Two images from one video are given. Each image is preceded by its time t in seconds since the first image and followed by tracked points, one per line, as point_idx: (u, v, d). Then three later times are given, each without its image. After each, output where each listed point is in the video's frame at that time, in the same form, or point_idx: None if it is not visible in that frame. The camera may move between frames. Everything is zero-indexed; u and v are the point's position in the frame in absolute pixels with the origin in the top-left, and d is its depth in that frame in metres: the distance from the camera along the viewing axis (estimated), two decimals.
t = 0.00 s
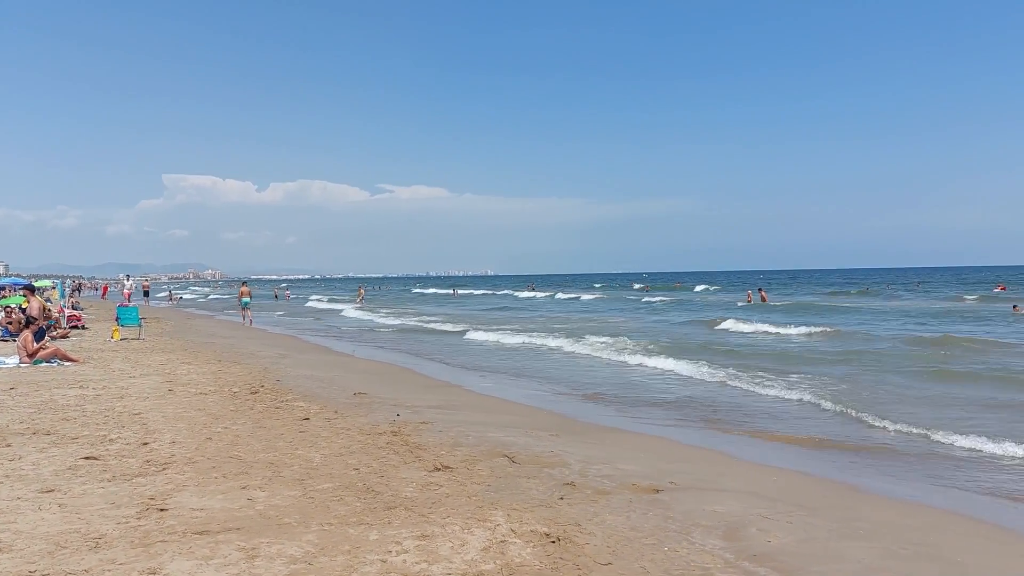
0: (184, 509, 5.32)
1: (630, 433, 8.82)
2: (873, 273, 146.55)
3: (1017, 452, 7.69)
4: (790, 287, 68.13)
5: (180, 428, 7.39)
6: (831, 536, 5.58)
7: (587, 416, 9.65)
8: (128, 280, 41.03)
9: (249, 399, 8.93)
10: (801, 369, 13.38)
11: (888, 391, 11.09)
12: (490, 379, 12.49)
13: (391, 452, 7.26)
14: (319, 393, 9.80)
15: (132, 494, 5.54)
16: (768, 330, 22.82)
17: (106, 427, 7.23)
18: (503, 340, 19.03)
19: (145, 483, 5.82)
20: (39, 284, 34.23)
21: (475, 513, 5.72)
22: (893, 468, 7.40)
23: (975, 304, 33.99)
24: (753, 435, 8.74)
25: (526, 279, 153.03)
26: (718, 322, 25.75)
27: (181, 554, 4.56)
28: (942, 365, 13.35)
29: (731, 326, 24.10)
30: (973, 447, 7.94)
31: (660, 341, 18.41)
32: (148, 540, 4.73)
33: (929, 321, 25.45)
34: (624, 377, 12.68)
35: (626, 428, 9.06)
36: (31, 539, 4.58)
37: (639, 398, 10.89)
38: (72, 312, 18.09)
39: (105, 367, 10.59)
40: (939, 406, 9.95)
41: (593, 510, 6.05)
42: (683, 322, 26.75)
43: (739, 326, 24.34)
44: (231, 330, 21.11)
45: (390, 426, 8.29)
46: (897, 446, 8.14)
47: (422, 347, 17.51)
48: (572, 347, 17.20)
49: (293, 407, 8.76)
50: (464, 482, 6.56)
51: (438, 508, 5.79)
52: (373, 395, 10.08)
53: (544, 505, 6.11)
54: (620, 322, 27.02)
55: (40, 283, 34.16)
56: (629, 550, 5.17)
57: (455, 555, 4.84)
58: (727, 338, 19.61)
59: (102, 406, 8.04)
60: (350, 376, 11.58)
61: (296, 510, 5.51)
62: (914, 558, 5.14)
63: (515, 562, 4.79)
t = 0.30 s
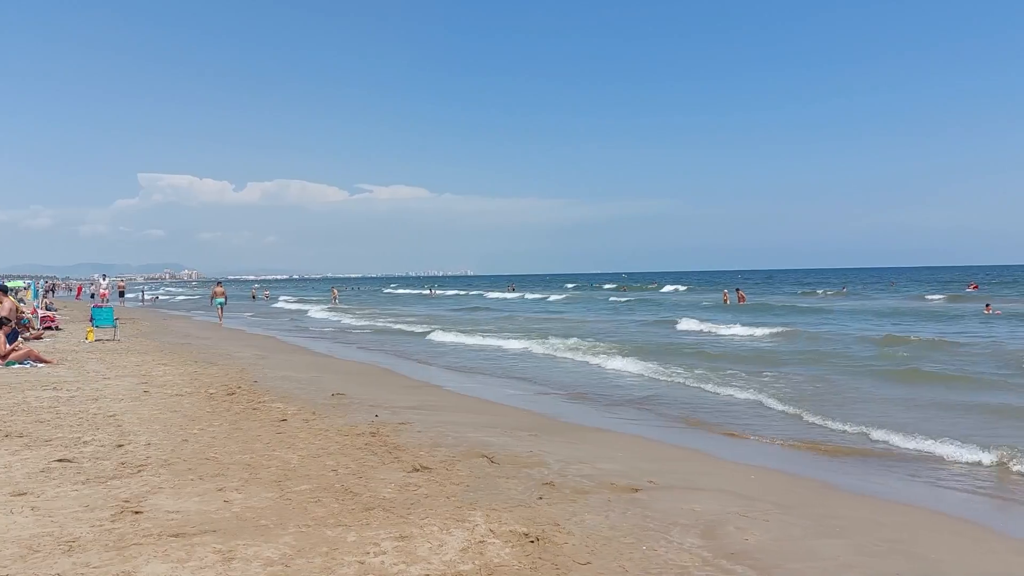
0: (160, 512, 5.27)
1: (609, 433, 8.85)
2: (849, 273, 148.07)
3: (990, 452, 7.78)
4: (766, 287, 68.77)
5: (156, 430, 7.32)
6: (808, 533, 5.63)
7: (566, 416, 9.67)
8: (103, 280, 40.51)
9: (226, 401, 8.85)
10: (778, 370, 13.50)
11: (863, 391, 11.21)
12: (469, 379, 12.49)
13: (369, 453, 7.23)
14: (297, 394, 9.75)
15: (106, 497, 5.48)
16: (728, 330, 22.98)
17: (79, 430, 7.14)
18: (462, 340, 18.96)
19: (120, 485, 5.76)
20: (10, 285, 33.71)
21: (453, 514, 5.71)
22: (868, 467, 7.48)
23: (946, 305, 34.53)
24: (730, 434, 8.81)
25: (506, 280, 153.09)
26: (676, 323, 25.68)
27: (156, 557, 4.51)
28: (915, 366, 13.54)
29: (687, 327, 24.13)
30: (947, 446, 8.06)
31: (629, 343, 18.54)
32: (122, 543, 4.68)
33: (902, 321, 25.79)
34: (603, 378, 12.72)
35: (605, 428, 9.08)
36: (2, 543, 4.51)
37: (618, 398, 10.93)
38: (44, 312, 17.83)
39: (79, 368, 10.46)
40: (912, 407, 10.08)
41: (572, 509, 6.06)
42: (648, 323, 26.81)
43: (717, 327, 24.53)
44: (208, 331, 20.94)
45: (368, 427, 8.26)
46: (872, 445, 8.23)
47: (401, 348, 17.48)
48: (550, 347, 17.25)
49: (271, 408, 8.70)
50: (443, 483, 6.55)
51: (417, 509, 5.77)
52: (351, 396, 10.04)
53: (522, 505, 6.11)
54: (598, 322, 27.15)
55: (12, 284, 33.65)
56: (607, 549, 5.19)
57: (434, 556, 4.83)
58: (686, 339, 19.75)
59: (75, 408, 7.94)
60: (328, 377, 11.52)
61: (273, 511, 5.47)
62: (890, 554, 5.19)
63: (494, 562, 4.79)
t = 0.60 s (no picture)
0: (134, 515, 5.21)
1: (588, 432, 8.86)
2: (825, 273, 149.54)
3: (963, 450, 7.86)
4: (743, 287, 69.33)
5: (130, 432, 7.24)
6: (785, 530, 5.68)
7: (545, 416, 9.68)
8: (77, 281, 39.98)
9: (202, 403, 8.76)
10: (755, 370, 13.60)
11: (838, 391, 11.32)
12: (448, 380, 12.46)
13: (348, 454, 7.19)
14: (274, 396, 9.68)
15: (79, 500, 5.41)
16: (690, 330, 22.72)
17: (53, 432, 7.04)
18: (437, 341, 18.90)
19: (94, 488, 5.68)
20: None
21: (432, 515, 5.69)
22: (844, 464, 7.56)
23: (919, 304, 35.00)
24: (707, 433, 8.86)
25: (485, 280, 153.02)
26: (632, 324, 25.83)
27: (131, 561, 4.46)
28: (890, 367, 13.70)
29: (642, 328, 24.29)
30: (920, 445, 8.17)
31: (608, 344, 18.61)
32: (95, 547, 4.62)
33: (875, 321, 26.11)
34: (581, 378, 12.75)
35: (584, 428, 9.10)
36: None
37: (597, 398, 10.95)
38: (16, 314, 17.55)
39: (52, 370, 10.30)
40: (887, 407, 10.20)
41: (551, 509, 6.07)
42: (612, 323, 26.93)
43: (693, 327, 24.69)
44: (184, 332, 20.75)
45: (347, 428, 8.22)
46: (848, 443, 8.32)
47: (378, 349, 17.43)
48: (528, 347, 17.29)
49: (248, 409, 8.64)
50: (422, 484, 6.53)
51: (395, 510, 5.75)
52: (329, 397, 9.99)
53: (501, 505, 6.10)
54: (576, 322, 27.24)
55: None
56: (586, 548, 5.20)
57: (412, 557, 4.81)
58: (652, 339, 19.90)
59: (48, 410, 7.82)
60: (307, 378, 11.45)
61: (250, 514, 5.43)
62: (866, 551, 5.24)
63: (473, 563, 4.79)
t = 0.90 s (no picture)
0: (112, 518, 5.16)
1: (571, 431, 8.87)
2: (806, 272, 150.66)
3: (938, 450, 7.94)
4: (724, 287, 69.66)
5: (109, 434, 7.17)
6: (766, 528, 5.71)
7: (528, 416, 9.67)
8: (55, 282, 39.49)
9: (181, 404, 8.69)
10: (736, 369, 13.67)
11: (819, 392, 11.37)
12: (430, 380, 12.44)
13: (328, 455, 7.16)
14: (255, 397, 9.61)
15: (56, 503, 5.35)
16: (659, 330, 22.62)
17: (29, 435, 6.96)
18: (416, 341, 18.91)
19: (71, 491, 5.63)
20: None
21: (414, 515, 5.68)
22: (824, 462, 7.60)
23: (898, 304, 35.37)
24: (689, 433, 8.90)
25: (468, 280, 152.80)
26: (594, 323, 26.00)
27: (109, 563, 4.42)
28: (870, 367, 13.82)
29: (602, 326, 24.40)
30: (899, 445, 8.24)
31: (588, 344, 18.66)
32: (72, 550, 4.57)
33: (855, 320, 26.32)
34: (563, 378, 12.76)
35: (566, 427, 9.10)
36: None
37: (580, 399, 10.95)
38: None
39: (28, 372, 10.17)
40: (867, 406, 10.28)
41: (533, 509, 6.07)
42: (583, 322, 27.07)
43: (675, 326, 24.80)
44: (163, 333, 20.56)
45: (328, 429, 8.18)
46: (828, 442, 8.38)
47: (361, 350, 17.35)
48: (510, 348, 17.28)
49: (228, 411, 8.57)
50: (403, 484, 6.51)
51: (376, 511, 5.73)
52: (311, 398, 9.93)
53: (483, 505, 6.10)
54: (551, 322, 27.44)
55: None
56: (568, 548, 5.20)
57: (394, 558, 4.80)
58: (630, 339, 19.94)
59: (25, 412, 7.73)
60: (288, 379, 11.38)
61: (230, 516, 5.39)
62: (845, 548, 5.29)
63: (454, 563, 4.78)
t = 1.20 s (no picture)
0: (90, 522, 5.10)
1: (554, 432, 8.88)
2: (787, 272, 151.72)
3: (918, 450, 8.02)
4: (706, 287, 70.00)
5: (86, 438, 7.09)
6: (747, 527, 5.74)
7: (511, 417, 9.67)
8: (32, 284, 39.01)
9: (161, 407, 8.62)
10: (718, 369, 13.74)
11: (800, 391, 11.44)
12: (414, 382, 12.40)
13: (310, 457, 7.13)
14: (235, 399, 9.55)
15: (33, 507, 5.29)
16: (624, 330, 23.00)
17: (5, 439, 6.87)
18: (397, 343, 18.94)
19: (48, 495, 5.56)
20: None
21: (396, 517, 5.66)
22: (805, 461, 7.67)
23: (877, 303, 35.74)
24: (670, 433, 8.92)
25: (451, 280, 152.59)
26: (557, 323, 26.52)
27: (87, 568, 4.37)
28: (849, 367, 13.94)
29: (566, 327, 24.80)
30: (878, 445, 8.32)
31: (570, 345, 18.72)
32: (49, 555, 4.52)
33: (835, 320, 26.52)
34: (546, 379, 12.76)
35: (550, 427, 9.10)
36: None
37: (563, 399, 10.96)
38: None
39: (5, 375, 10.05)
40: (848, 406, 10.36)
41: (515, 509, 6.07)
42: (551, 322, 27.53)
43: (657, 326, 24.89)
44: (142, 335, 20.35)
45: (309, 431, 8.14)
46: (809, 442, 8.44)
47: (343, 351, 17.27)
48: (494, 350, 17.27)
49: (208, 413, 8.50)
50: (385, 486, 6.49)
51: (358, 513, 5.71)
52: (292, 399, 9.89)
53: (466, 506, 6.09)
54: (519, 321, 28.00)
55: None
56: (550, 548, 5.21)
57: (375, 560, 4.78)
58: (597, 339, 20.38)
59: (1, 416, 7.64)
60: (269, 381, 11.31)
61: (211, 519, 5.35)
62: (825, 546, 5.33)
63: (437, 565, 4.77)
